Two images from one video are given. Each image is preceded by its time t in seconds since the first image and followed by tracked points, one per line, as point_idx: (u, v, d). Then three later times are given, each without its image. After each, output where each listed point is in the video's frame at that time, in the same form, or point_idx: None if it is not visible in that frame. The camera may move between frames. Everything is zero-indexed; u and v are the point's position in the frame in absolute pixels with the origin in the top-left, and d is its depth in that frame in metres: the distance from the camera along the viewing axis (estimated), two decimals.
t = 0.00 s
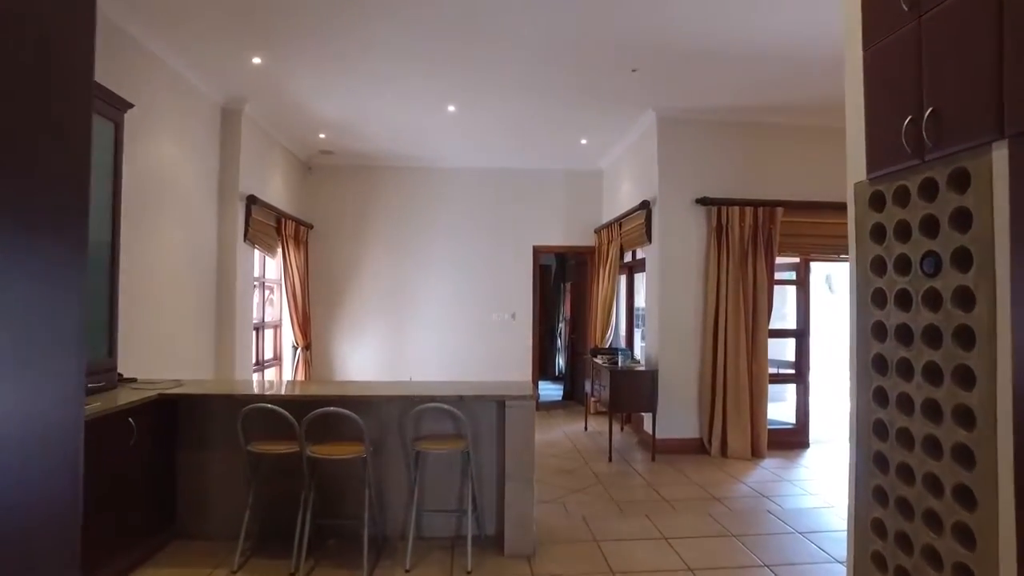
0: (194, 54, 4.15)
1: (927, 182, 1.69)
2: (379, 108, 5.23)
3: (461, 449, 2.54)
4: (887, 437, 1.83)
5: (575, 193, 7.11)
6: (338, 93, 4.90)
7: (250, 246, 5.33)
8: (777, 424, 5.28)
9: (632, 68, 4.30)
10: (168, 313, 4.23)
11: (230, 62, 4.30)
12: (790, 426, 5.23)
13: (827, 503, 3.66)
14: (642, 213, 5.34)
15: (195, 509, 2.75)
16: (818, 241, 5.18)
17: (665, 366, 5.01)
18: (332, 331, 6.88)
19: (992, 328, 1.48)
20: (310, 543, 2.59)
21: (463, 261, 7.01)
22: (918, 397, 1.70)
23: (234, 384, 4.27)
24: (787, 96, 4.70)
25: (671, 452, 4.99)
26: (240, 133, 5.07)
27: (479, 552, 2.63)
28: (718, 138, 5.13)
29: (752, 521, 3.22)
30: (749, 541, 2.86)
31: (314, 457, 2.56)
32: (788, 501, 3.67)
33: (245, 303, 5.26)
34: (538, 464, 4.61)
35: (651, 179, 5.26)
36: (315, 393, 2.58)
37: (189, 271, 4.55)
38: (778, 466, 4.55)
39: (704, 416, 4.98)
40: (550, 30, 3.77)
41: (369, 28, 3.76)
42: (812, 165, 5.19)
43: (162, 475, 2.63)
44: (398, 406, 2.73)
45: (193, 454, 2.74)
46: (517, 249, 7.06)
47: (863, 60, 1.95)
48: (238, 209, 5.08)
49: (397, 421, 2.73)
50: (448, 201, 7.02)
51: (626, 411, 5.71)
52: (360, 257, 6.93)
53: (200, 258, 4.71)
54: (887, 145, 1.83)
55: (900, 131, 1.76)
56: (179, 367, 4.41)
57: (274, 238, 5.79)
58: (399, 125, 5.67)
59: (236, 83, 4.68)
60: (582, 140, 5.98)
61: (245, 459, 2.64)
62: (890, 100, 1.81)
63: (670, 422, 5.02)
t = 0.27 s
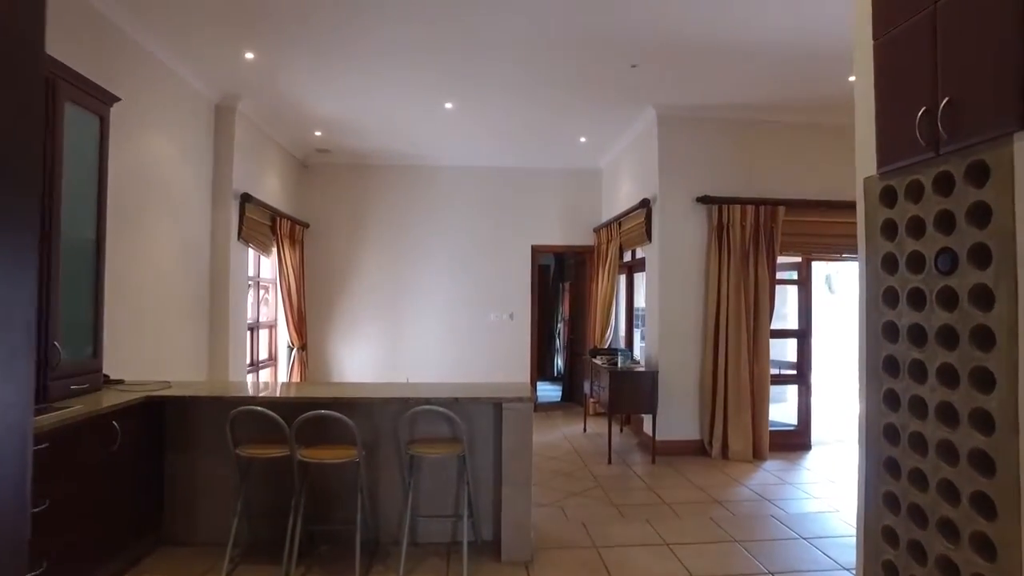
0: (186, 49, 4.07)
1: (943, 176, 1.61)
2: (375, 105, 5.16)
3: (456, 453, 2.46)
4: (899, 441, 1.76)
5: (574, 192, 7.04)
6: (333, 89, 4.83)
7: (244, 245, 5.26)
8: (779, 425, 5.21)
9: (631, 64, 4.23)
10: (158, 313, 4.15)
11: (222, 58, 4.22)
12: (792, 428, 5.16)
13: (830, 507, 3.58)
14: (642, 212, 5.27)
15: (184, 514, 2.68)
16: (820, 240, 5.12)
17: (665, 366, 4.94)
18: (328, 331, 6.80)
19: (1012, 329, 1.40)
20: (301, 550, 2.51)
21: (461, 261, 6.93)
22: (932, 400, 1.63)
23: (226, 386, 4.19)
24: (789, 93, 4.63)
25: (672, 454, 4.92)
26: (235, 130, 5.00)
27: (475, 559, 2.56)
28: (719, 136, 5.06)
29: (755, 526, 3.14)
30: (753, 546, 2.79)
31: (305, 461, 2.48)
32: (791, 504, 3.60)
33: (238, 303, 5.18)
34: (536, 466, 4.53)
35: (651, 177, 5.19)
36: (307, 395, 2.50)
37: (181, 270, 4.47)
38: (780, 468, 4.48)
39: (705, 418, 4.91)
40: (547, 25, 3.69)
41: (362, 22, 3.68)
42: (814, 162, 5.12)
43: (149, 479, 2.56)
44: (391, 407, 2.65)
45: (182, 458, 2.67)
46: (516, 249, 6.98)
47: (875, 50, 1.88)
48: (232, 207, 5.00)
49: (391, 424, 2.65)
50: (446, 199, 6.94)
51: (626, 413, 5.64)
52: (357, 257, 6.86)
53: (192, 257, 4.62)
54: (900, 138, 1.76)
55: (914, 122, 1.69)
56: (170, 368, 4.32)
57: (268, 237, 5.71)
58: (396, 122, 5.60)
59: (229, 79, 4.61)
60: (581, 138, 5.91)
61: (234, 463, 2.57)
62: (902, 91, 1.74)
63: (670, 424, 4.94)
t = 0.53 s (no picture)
0: (177, 44, 4.00)
1: (958, 170, 1.54)
2: (371, 102, 5.09)
3: (450, 457, 2.39)
4: (910, 446, 1.69)
5: (573, 191, 6.97)
6: (328, 85, 4.75)
7: (238, 244, 5.18)
8: (780, 427, 5.14)
9: (630, 60, 4.16)
10: (149, 314, 4.08)
11: (214, 53, 4.14)
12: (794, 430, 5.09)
13: (834, 511, 3.51)
14: (642, 210, 5.20)
15: (172, 518, 2.62)
16: (821, 239, 5.05)
17: (665, 367, 4.87)
18: (324, 332, 6.73)
19: None
20: (291, 557, 2.44)
21: (458, 261, 6.86)
22: (945, 403, 1.56)
23: (219, 387, 4.12)
24: (790, 90, 4.57)
25: (671, 456, 4.85)
26: (228, 127, 4.92)
27: (470, 566, 2.48)
28: (720, 133, 4.99)
29: (758, 531, 3.07)
30: (756, 553, 2.72)
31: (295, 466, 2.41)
32: (794, 508, 3.53)
33: (232, 302, 5.10)
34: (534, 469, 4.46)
35: (651, 175, 5.12)
36: (297, 397, 2.43)
37: (172, 270, 4.39)
38: (782, 470, 4.41)
39: (705, 420, 4.84)
40: (545, 19, 3.62)
41: (356, 16, 3.61)
42: (815, 160, 5.05)
43: (134, 483, 2.49)
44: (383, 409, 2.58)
45: (169, 461, 2.61)
46: (513, 248, 6.91)
47: (884, 39, 1.81)
48: (225, 205, 4.93)
49: (384, 427, 2.58)
50: (443, 198, 6.87)
51: (624, 414, 5.57)
52: (353, 257, 6.78)
53: (184, 256, 4.55)
54: (910, 130, 1.68)
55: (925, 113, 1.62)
56: (161, 369, 4.25)
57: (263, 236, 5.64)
58: (392, 119, 5.52)
59: (222, 75, 4.53)
60: (579, 136, 5.84)
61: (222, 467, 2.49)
62: (914, 82, 1.67)
63: (670, 426, 4.87)
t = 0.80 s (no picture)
0: (169, 40, 3.94)
1: (969, 163, 1.48)
2: (366, 100, 5.03)
3: (444, 461, 2.33)
4: (919, 450, 1.62)
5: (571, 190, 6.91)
6: (323, 82, 4.69)
7: (232, 243, 5.12)
8: (781, 429, 5.08)
9: (629, 56, 4.10)
10: (139, 314, 4.01)
11: (206, 49, 4.08)
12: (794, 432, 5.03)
13: (836, 516, 3.44)
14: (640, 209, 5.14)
15: (159, 522, 2.56)
16: (822, 238, 4.98)
17: (664, 368, 4.80)
18: (320, 332, 6.66)
19: None
20: (280, 563, 2.37)
21: (455, 261, 6.79)
22: (956, 407, 1.50)
23: (210, 389, 4.05)
24: (791, 87, 4.51)
25: (671, 458, 4.79)
26: (221, 125, 4.86)
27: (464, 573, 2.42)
28: (719, 132, 4.94)
29: (758, 536, 3.01)
30: (757, 559, 2.66)
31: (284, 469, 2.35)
32: (795, 512, 3.47)
33: (225, 303, 5.04)
34: (530, 471, 4.39)
35: (650, 174, 5.06)
36: (286, 399, 2.37)
37: (164, 269, 4.32)
38: (782, 473, 4.35)
39: (705, 422, 4.77)
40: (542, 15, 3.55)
41: (350, 11, 3.54)
42: (816, 159, 5.00)
43: (119, 487, 2.42)
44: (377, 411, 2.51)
45: (155, 464, 2.54)
46: (511, 248, 6.85)
47: (891, 29, 1.75)
48: (219, 204, 4.86)
49: (376, 430, 2.51)
50: (440, 198, 6.81)
51: (623, 415, 5.51)
52: (349, 257, 6.71)
53: (176, 256, 4.48)
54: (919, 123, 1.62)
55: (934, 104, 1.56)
56: (151, 370, 4.18)
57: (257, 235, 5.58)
58: (388, 118, 5.46)
59: (215, 72, 4.47)
60: (577, 134, 5.79)
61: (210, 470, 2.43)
62: (923, 73, 1.61)
63: (669, 428, 4.81)
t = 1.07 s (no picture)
0: (156, 35, 3.85)
1: (986, 156, 1.39)
2: (360, 97, 4.95)
3: (434, 468, 2.25)
4: (931, 460, 1.54)
5: (569, 190, 6.82)
6: (315, 79, 4.60)
7: (223, 243, 5.03)
8: (782, 433, 4.99)
9: (627, 52, 4.01)
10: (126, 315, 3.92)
11: (194, 44, 3.98)
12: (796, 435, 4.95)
13: (840, 523, 3.34)
14: (639, 209, 5.06)
15: (140, 531, 2.48)
16: (823, 238, 4.89)
17: (663, 370, 4.72)
18: (314, 334, 6.57)
19: None
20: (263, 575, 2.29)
21: (451, 261, 6.71)
22: (972, 414, 1.41)
23: (199, 392, 3.96)
24: (792, 84, 4.42)
25: (670, 463, 4.71)
26: (212, 122, 4.77)
27: None
28: (719, 130, 4.85)
29: (760, 545, 2.92)
30: (759, 569, 2.57)
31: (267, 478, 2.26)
32: (798, 519, 3.38)
33: (216, 304, 4.95)
34: (526, 476, 4.31)
35: (648, 172, 4.97)
36: (270, 404, 2.28)
37: (152, 270, 4.23)
38: (784, 478, 4.26)
39: (704, 425, 4.69)
40: (538, 8, 3.45)
41: (341, 5, 3.44)
42: (817, 157, 4.91)
43: (97, 496, 2.34)
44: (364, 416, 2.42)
45: (135, 471, 2.46)
46: (508, 248, 6.76)
47: (901, 15, 1.66)
48: (209, 203, 4.77)
49: (364, 436, 2.42)
50: (436, 197, 6.72)
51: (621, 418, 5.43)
52: (344, 257, 6.62)
53: (165, 256, 4.39)
54: (932, 115, 1.53)
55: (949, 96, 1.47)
56: (139, 373, 4.08)
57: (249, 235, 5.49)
58: (382, 115, 5.38)
59: (205, 68, 4.38)
60: (575, 133, 5.71)
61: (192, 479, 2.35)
62: (936, 61, 1.52)
63: (668, 431, 4.72)
